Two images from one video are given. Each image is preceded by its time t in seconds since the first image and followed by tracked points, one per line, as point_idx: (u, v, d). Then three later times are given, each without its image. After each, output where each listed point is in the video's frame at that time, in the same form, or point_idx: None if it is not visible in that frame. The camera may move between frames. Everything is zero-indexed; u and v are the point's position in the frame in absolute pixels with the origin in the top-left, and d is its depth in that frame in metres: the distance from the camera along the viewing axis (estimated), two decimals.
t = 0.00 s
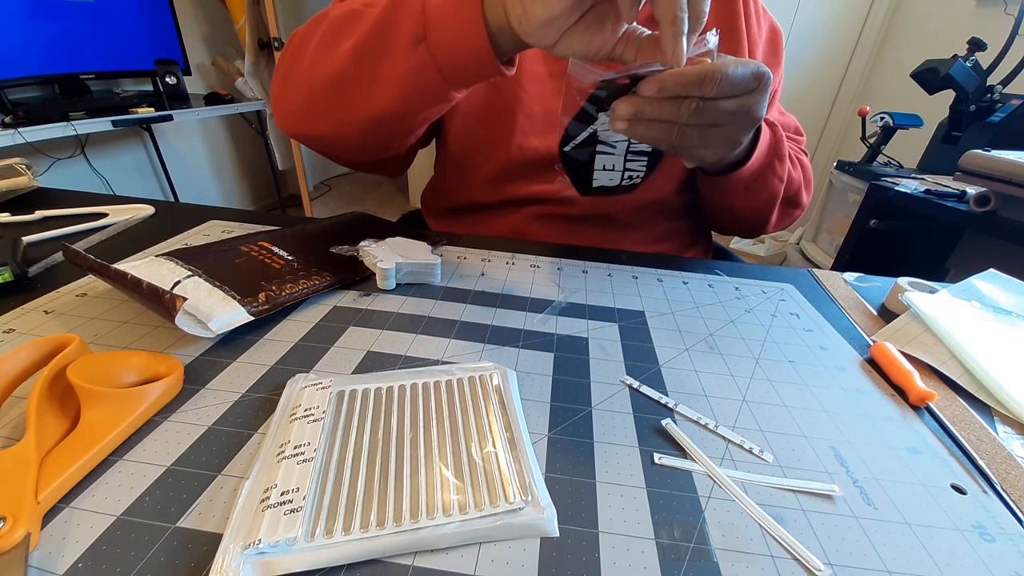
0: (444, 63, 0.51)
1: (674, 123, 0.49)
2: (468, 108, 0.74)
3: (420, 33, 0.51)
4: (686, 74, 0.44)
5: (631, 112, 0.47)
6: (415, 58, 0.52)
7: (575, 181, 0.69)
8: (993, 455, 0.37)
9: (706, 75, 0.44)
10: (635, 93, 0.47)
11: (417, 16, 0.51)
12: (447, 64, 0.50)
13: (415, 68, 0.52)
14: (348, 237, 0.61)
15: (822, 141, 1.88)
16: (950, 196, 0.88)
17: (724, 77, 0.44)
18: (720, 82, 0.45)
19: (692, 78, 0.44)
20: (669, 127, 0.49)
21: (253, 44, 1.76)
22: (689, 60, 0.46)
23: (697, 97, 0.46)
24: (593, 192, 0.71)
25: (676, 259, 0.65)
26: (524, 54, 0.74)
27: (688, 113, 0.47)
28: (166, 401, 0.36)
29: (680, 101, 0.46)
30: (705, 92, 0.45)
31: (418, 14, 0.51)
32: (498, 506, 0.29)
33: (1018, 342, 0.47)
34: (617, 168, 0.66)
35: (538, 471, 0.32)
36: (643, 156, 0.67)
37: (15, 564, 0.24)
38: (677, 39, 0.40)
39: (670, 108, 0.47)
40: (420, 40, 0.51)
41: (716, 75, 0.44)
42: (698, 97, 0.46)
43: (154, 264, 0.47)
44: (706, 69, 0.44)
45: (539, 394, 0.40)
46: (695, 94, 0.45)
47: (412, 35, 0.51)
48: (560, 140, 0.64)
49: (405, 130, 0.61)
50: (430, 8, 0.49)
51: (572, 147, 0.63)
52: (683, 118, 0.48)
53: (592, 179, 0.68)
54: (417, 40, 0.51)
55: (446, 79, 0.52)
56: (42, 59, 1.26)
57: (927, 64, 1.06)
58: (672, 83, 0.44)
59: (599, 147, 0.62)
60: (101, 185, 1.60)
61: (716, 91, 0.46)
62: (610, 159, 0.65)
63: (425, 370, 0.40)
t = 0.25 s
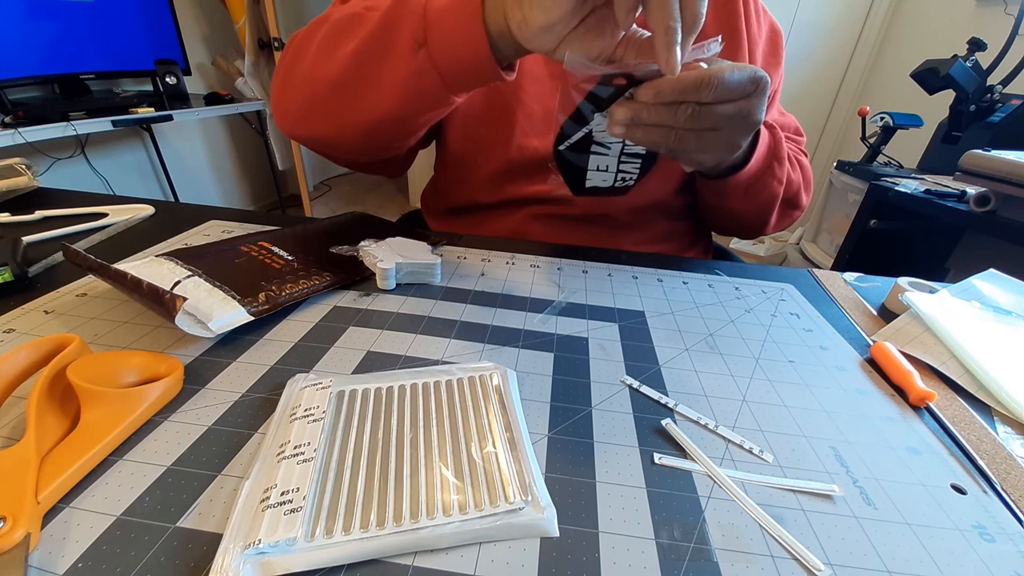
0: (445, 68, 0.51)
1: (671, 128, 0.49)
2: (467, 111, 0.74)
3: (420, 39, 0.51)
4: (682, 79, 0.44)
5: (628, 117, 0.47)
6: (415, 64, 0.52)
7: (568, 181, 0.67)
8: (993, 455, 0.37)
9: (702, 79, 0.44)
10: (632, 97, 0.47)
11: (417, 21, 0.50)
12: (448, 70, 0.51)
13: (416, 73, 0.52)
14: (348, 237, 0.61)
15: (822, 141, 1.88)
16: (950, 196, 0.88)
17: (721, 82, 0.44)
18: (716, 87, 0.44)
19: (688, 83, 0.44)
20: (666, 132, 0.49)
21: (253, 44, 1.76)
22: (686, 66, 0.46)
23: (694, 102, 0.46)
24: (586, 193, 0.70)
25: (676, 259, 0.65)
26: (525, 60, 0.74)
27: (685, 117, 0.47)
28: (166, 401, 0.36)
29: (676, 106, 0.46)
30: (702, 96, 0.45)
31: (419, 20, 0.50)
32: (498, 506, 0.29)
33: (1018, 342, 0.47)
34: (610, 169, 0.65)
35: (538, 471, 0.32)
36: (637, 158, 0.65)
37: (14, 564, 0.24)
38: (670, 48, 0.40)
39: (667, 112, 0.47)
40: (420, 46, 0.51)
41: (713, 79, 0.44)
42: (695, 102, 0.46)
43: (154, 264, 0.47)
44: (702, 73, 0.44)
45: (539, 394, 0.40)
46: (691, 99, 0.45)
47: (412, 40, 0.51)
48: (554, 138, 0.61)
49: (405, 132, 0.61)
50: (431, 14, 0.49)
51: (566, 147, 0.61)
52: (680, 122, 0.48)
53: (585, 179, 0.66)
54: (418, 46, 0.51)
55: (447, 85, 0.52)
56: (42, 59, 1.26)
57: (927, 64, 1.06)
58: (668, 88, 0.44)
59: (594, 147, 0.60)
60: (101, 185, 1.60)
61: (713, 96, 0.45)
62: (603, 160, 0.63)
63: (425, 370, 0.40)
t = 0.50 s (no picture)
0: (437, 70, 0.51)
1: (673, 140, 0.49)
2: (468, 110, 0.74)
3: (413, 41, 0.51)
4: (679, 94, 0.44)
5: (629, 136, 0.48)
6: (409, 65, 0.52)
7: (575, 191, 0.70)
8: (993, 455, 0.37)
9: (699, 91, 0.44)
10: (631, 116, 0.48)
11: (410, 23, 0.50)
12: (440, 72, 0.51)
13: (410, 74, 0.52)
14: (348, 237, 0.61)
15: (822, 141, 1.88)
16: (950, 196, 0.88)
17: (718, 92, 0.44)
18: (715, 98, 0.45)
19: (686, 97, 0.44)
20: (669, 144, 0.49)
21: (253, 44, 1.76)
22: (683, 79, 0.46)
23: (694, 114, 0.46)
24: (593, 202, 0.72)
25: (676, 260, 0.65)
26: (521, 59, 0.73)
27: (686, 129, 0.47)
28: (166, 401, 0.36)
29: (676, 120, 0.46)
30: (701, 108, 0.45)
31: (411, 22, 0.50)
32: (498, 506, 0.29)
33: (1018, 342, 0.47)
34: (616, 179, 0.67)
35: (538, 471, 0.32)
36: (641, 166, 0.68)
37: (15, 564, 0.24)
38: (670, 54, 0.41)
39: (667, 127, 0.47)
40: (413, 47, 0.51)
41: (711, 91, 0.44)
42: (695, 114, 0.46)
43: (154, 264, 0.47)
44: (700, 86, 0.44)
45: (539, 394, 0.40)
46: (691, 111, 0.45)
47: (406, 42, 0.51)
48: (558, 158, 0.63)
49: (404, 131, 0.61)
50: (423, 15, 0.49)
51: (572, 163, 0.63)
52: (682, 135, 0.48)
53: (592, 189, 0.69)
54: (411, 48, 0.51)
55: (439, 86, 0.52)
56: (42, 59, 1.26)
57: (927, 64, 1.06)
58: (667, 104, 0.45)
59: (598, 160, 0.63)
60: (101, 185, 1.60)
61: (712, 106, 0.46)
62: (608, 171, 0.65)
63: (425, 370, 0.40)
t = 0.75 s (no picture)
0: (445, 65, 0.51)
1: (669, 128, 0.49)
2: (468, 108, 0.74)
3: (420, 36, 0.51)
4: (660, 88, 0.45)
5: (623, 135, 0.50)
6: (415, 61, 0.52)
7: (575, 193, 0.73)
8: (993, 455, 0.37)
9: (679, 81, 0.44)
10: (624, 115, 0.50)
11: (417, 17, 0.51)
12: (447, 66, 0.51)
13: (415, 70, 0.52)
14: (348, 237, 0.61)
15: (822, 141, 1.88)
16: (950, 196, 0.88)
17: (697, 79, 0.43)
18: (696, 84, 0.44)
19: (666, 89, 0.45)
20: (666, 133, 0.49)
21: (253, 44, 1.76)
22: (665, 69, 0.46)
23: (680, 102, 0.46)
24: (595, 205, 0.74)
25: (676, 260, 0.65)
26: (523, 55, 0.74)
27: (677, 116, 0.47)
28: (166, 401, 0.36)
29: (665, 110, 0.47)
30: (685, 94, 0.45)
31: (418, 16, 0.51)
32: (498, 506, 0.29)
33: (1018, 342, 0.47)
34: (612, 177, 0.71)
35: (538, 471, 0.32)
36: (637, 166, 0.71)
37: (14, 564, 0.24)
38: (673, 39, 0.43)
39: (658, 118, 0.48)
40: (419, 43, 0.51)
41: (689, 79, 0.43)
42: (681, 101, 0.45)
43: (154, 264, 0.47)
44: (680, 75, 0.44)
45: (539, 394, 0.40)
46: (677, 99, 0.45)
47: (412, 38, 0.51)
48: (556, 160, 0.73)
49: (405, 129, 0.61)
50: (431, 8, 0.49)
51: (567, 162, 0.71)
52: (675, 123, 0.48)
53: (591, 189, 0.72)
54: (417, 43, 0.51)
55: (446, 81, 0.52)
56: (42, 59, 1.26)
57: (927, 64, 1.06)
58: (651, 98, 0.46)
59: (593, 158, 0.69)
60: (101, 185, 1.60)
61: (696, 91, 0.45)
62: (604, 169, 0.70)
63: (425, 370, 0.40)
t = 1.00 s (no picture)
0: (446, 59, 0.51)
1: (671, 118, 0.49)
2: (468, 106, 0.74)
3: (420, 30, 0.51)
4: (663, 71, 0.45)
5: (624, 121, 0.50)
6: (415, 55, 0.52)
7: (574, 193, 0.72)
8: (993, 455, 0.37)
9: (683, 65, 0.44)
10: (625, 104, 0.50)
11: (417, 11, 0.50)
12: (448, 59, 0.51)
13: (415, 64, 0.52)
14: (348, 237, 0.61)
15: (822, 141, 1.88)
16: (950, 196, 0.88)
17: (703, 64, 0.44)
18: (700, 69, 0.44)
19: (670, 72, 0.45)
20: (667, 123, 0.49)
21: (253, 44, 1.76)
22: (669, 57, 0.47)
23: (683, 88, 0.46)
24: (593, 203, 0.73)
25: (676, 259, 0.65)
26: (523, 47, 0.73)
27: (679, 104, 0.47)
28: (166, 401, 0.36)
29: (666, 96, 0.47)
30: (688, 80, 0.45)
31: (417, 10, 0.50)
32: (498, 506, 0.29)
33: (1018, 342, 0.47)
34: (612, 176, 0.70)
35: (538, 472, 0.32)
36: (635, 162, 0.71)
37: (14, 564, 0.24)
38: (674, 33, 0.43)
39: (659, 105, 0.48)
40: (420, 36, 0.51)
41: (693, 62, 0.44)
42: (684, 87, 0.46)
43: (154, 264, 0.47)
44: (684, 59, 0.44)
45: (539, 394, 0.40)
46: (679, 85, 0.46)
47: (412, 31, 0.51)
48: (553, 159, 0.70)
49: (405, 122, 0.61)
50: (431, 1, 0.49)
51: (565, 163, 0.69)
52: (676, 112, 0.48)
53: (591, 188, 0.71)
54: (418, 37, 0.51)
55: (448, 73, 0.52)
56: (42, 59, 1.26)
57: (927, 64, 1.06)
58: (653, 82, 0.46)
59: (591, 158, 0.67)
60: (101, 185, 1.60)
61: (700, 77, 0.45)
62: (603, 168, 0.69)
63: (425, 370, 0.40)
